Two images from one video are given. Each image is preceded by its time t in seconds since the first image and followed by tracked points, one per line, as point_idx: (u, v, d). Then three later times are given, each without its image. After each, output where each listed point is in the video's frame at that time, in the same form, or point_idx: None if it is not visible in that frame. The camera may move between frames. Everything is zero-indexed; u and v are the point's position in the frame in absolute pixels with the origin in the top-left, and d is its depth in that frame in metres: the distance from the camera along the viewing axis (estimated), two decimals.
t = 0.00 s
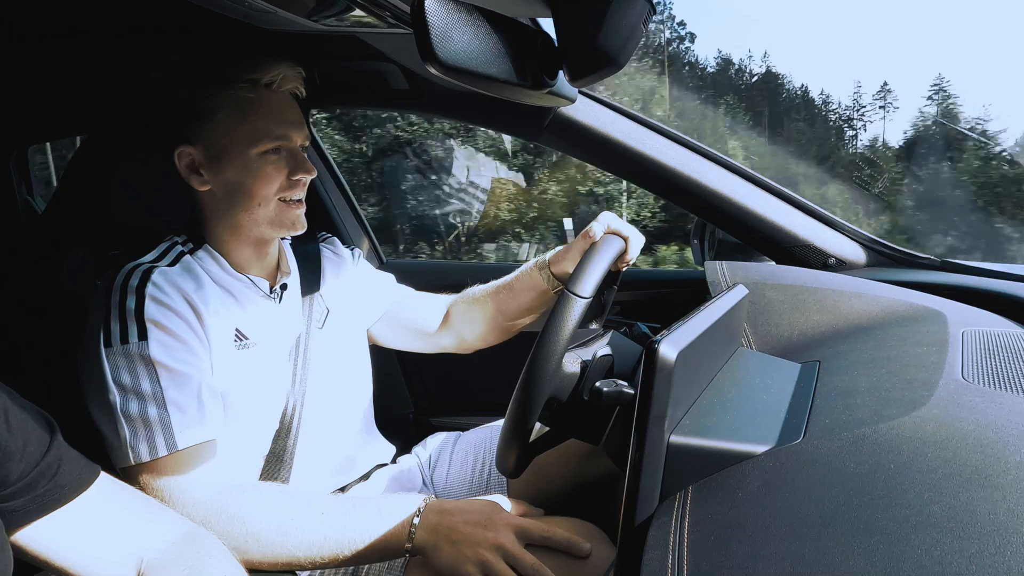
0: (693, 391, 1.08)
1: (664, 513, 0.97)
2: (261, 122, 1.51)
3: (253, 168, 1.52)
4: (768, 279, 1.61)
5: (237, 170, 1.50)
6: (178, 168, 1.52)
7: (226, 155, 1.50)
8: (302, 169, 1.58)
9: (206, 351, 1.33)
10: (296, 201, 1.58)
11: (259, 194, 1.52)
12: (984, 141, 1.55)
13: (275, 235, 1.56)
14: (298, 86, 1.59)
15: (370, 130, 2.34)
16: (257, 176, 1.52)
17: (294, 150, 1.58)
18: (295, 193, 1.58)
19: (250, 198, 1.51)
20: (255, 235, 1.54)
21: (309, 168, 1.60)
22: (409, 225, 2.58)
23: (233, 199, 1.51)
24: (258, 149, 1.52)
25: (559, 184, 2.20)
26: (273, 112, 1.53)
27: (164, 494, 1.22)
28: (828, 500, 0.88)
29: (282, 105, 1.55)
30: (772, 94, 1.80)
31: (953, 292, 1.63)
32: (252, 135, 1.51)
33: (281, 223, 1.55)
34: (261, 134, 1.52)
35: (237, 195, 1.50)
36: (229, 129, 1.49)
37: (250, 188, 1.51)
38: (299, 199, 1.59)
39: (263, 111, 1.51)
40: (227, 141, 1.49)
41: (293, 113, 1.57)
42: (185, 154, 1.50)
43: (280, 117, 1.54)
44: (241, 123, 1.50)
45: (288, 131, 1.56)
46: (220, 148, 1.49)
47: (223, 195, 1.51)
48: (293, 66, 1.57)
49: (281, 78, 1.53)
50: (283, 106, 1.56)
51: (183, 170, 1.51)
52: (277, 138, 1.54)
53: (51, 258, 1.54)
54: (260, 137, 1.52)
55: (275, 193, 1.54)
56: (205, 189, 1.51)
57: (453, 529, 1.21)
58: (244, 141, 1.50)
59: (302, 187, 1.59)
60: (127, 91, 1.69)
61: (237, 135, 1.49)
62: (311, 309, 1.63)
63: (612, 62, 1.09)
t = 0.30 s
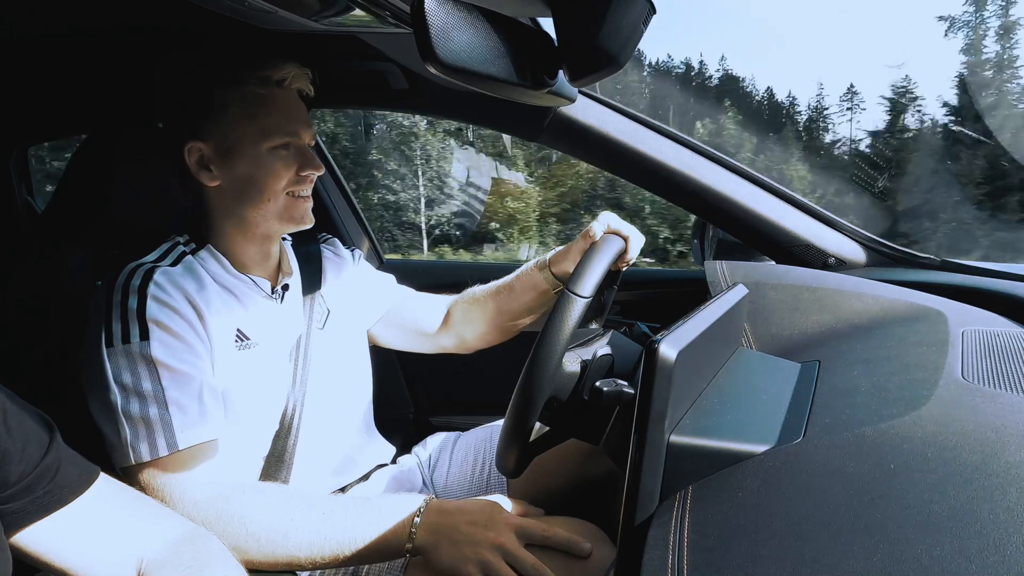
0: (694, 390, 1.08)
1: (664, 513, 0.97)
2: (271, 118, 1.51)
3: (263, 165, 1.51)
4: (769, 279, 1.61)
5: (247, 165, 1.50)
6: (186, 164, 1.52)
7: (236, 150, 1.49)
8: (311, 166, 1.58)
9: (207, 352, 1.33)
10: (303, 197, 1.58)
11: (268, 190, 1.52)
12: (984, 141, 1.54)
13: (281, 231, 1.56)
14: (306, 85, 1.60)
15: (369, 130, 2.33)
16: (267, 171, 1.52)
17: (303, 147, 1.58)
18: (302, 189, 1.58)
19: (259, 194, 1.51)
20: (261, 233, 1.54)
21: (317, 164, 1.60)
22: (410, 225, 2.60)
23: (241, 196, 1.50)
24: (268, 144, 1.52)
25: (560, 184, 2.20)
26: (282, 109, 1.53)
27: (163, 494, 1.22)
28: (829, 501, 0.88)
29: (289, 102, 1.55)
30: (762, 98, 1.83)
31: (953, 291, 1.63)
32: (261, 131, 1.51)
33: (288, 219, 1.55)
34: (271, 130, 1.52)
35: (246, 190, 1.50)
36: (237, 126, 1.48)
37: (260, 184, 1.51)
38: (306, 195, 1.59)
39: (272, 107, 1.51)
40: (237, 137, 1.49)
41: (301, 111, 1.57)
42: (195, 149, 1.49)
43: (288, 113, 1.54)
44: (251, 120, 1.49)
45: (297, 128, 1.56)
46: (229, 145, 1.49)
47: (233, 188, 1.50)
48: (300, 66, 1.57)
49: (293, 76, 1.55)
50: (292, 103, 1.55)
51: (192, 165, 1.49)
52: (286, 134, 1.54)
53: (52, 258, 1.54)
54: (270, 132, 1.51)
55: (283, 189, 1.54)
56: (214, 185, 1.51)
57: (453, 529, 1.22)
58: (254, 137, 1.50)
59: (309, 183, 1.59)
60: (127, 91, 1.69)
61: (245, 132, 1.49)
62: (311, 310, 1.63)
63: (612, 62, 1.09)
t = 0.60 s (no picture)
0: (694, 391, 1.08)
1: (664, 513, 0.97)
2: (262, 117, 1.51)
3: (256, 164, 1.51)
4: (768, 279, 1.61)
5: (240, 164, 1.50)
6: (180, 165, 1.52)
7: (228, 150, 1.49)
8: (304, 163, 1.58)
9: (207, 351, 1.33)
10: (299, 194, 1.59)
11: (262, 189, 1.52)
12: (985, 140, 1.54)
13: (277, 229, 1.57)
14: (297, 81, 1.59)
15: (369, 130, 2.33)
16: (261, 170, 1.52)
17: (295, 145, 1.58)
18: (298, 185, 1.58)
19: (255, 193, 1.52)
20: (258, 232, 1.55)
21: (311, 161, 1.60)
22: (410, 224, 2.60)
23: (238, 195, 1.51)
24: (261, 143, 1.52)
25: (560, 183, 2.20)
26: (274, 107, 1.53)
27: (163, 494, 1.22)
28: (829, 501, 0.88)
29: (282, 100, 1.55)
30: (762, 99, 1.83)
31: (953, 292, 1.63)
32: (253, 129, 1.50)
33: (284, 215, 1.56)
34: (263, 129, 1.52)
35: (241, 190, 1.51)
36: (229, 126, 1.48)
37: (254, 183, 1.51)
38: (301, 193, 1.60)
39: (264, 106, 1.51)
40: (230, 136, 1.48)
41: (293, 108, 1.57)
42: (188, 151, 1.49)
43: (281, 111, 1.54)
44: (244, 119, 1.49)
45: (290, 126, 1.56)
46: (221, 145, 1.49)
47: (227, 191, 1.51)
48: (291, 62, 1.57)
49: (282, 74, 1.54)
50: (283, 101, 1.55)
51: (185, 166, 1.50)
52: (279, 132, 1.54)
53: (52, 258, 1.54)
54: (261, 131, 1.51)
55: (278, 187, 1.54)
56: (208, 185, 1.51)
57: (454, 530, 1.22)
58: (246, 136, 1.50)
59: (304, 180, 1.60)
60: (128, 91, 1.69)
61: (237, 131, 1.49)
62: (311, 309, 1.63)
63: (612, 62, 1.09)
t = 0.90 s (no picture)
0: (693, 391, 1.08)
1: (664, 513, 0.97)
2: (258, 119, 1.51)
3: (253, 166, 1.52)
4: (768, 279, 1.61)
5: (237, 167, 1.51)
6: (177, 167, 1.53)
7: (224, 152, 1.49)
8: (302, 165, 1.58)
9: (206, 351, 1.33)
10: (297, 196, 1.59)
11: (260, 191, 1.53)
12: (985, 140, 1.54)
13: (274, 230, 1.57)
14: (294, 82, 1.59)
15: (369, 130, 2.33)
16: (258, 172, 1.52)
17: (293, 146, 1.58)
18: (296, 187, 1.59)
19: (252, 195, 1.52)
20: (257, 233, 1.55)
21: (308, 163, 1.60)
22: (410, 224, 2.60)
23: (235, 196, 1.52)
24: (257, 145, 1.52)
25: (560, 183, 2.20)
26: (270, 109, 1.53)
27: (162, 494, 1.22)
28: (829, 501, 0.88)
29: (279, 101, 1.55)
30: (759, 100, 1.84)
31: (953, 291, 1.63)
32: (249, 132, 1.51)
33: (282, 217, 1.57)
34: (260, 131, 1.52)
35: (239, 192, 1.51)
36: (226, 128, 1.49)
37: (250, 185, 1.52)
38: (299, 194, 1.60)
39: (261, 108, 1.51)
40: (227, 138, 1.49)
41: (290, 109, 1.57)
42: (185, 153, 1.50)
43: (278, 113, 1.54)
44: (240, 122, 1.50)
45: (287, 127, 1.56)
46: (217, 147, 1.49)
47: (224, 193, 1.52)
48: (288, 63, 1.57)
49: (279, 75, 1.54)
50: (279, 101, 1.55)
51: (182, 168, 1.51)
52: (276, 134, 1.54)
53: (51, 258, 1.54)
54: (258, 133, 1.52)
55: (275, 189, 1.55)
56: (206, 187, 1.52)
57: (454, 530, 1.22)
58: (243, 138, 1.50)
59: (302, 181, 1.60)
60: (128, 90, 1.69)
61: (233, 134, 1.49)
62: (311, 309, 1.63)
63: (612, 62, 1.09)
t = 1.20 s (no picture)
0: (693, 391, 1.08)
1: (664, 513, 0.97)
2: (261, 125, 1.51)
3: (254, 171, 1.51)
4: (768, 279, 1.62)
5: (240, 172, 1.50)
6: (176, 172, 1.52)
7: (226, 157, 1.49)
8: (303, 170, 1.59)
9: (206, 352, 1.33)
10: (299, 201, 1.59)
11: (261, 195, 1.52)
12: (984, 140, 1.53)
13: (276, 234, 1.57)
14: (297, 87, 1.59)
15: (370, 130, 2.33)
16: (258, 178, 1.52)
17: (294, 151, 1.58)
18: (297, 192, 1.59)
19: (253, 200, 1.52)
20: (258, 236, 1.55)
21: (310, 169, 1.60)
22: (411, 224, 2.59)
23: (235, 201, 1.51)
24: (259, 151, 1.52)
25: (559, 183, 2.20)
26: (272, 114, 1.53)
27: (162, 494, 1.22)
28: (829, 501, 0.88)
29: (280, 105, 1.54)
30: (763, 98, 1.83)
31: (953, 291, 1.63)
32: (252, 137, 1.50)
33: (284, 221, 1.56)
34: (262, 136, 1.52)
35: (241, 197, 1.51)
36: (226, 133, 1.48)
37: (251, 190, 1.51)
38: (300, 198, 1.60)
39: (262, 112, 1.51)
40: (227, 144, 1.49)
41: (291, 114, 1.57)
42: (187, 158, 1.49)
43: (280, 117, 1.54)
44: (241, 126, 1.49)
45: (288, 132, 1.56)
46: (218, 152, 1.49)
47: (226, 199, 1.51)
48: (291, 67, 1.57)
49: (281, 80, 1.53)
50: (281, 106, 1.55)
51: (184, 174, 1.50)
52: (277, 139, 1.54)
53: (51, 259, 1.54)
54: (260, 140, 1.51)
55: (277, 194, 1.54)
56: (208, 193, 1.51)
57: (454, 530, 1.21)
58: (244, 144, 1.50)
59: (303, 186, 1.60)
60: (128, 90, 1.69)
61: (233, 139, 1.49)
62: (311, 309, 1.63)
63: (612, 62, 1.10)
